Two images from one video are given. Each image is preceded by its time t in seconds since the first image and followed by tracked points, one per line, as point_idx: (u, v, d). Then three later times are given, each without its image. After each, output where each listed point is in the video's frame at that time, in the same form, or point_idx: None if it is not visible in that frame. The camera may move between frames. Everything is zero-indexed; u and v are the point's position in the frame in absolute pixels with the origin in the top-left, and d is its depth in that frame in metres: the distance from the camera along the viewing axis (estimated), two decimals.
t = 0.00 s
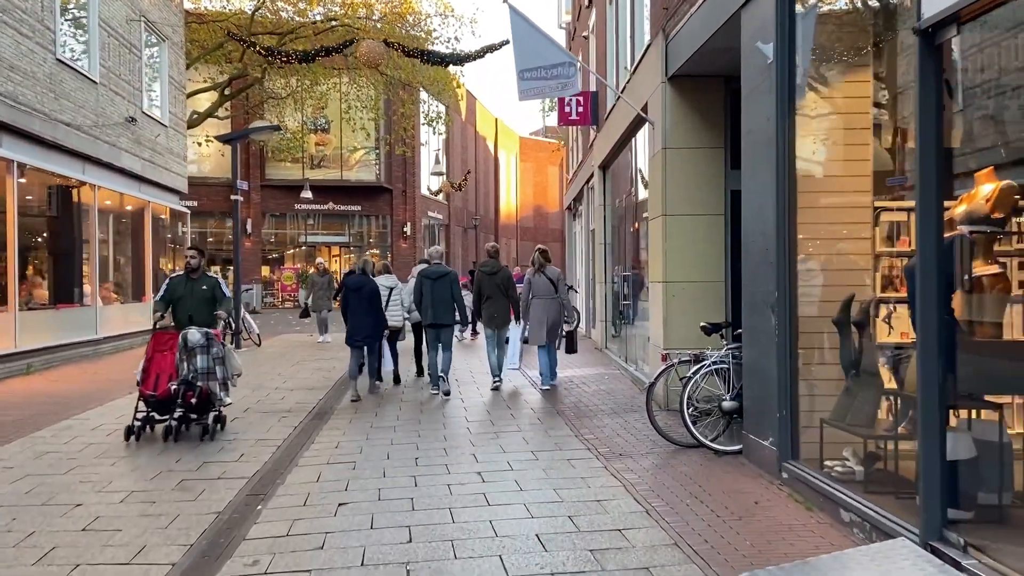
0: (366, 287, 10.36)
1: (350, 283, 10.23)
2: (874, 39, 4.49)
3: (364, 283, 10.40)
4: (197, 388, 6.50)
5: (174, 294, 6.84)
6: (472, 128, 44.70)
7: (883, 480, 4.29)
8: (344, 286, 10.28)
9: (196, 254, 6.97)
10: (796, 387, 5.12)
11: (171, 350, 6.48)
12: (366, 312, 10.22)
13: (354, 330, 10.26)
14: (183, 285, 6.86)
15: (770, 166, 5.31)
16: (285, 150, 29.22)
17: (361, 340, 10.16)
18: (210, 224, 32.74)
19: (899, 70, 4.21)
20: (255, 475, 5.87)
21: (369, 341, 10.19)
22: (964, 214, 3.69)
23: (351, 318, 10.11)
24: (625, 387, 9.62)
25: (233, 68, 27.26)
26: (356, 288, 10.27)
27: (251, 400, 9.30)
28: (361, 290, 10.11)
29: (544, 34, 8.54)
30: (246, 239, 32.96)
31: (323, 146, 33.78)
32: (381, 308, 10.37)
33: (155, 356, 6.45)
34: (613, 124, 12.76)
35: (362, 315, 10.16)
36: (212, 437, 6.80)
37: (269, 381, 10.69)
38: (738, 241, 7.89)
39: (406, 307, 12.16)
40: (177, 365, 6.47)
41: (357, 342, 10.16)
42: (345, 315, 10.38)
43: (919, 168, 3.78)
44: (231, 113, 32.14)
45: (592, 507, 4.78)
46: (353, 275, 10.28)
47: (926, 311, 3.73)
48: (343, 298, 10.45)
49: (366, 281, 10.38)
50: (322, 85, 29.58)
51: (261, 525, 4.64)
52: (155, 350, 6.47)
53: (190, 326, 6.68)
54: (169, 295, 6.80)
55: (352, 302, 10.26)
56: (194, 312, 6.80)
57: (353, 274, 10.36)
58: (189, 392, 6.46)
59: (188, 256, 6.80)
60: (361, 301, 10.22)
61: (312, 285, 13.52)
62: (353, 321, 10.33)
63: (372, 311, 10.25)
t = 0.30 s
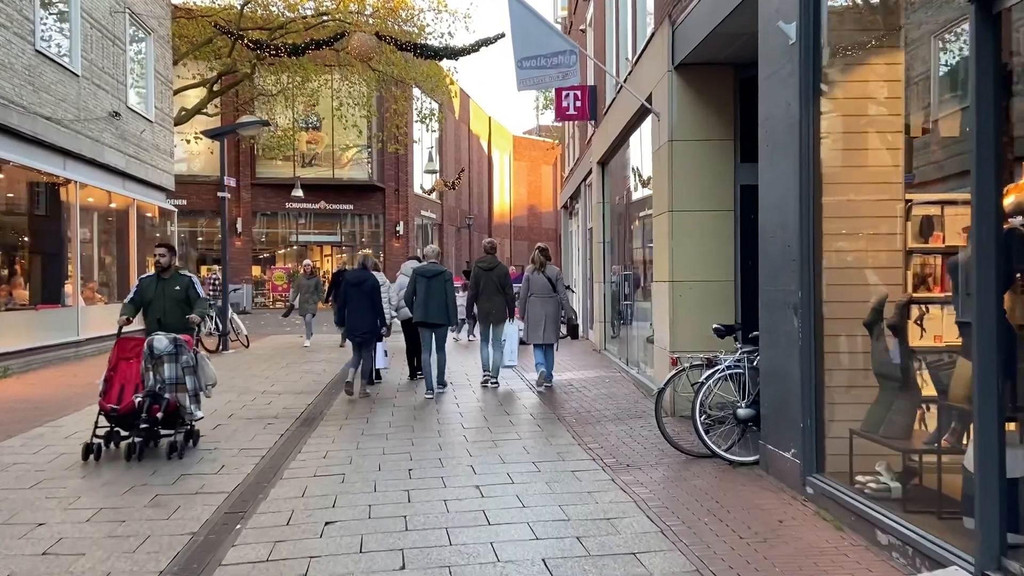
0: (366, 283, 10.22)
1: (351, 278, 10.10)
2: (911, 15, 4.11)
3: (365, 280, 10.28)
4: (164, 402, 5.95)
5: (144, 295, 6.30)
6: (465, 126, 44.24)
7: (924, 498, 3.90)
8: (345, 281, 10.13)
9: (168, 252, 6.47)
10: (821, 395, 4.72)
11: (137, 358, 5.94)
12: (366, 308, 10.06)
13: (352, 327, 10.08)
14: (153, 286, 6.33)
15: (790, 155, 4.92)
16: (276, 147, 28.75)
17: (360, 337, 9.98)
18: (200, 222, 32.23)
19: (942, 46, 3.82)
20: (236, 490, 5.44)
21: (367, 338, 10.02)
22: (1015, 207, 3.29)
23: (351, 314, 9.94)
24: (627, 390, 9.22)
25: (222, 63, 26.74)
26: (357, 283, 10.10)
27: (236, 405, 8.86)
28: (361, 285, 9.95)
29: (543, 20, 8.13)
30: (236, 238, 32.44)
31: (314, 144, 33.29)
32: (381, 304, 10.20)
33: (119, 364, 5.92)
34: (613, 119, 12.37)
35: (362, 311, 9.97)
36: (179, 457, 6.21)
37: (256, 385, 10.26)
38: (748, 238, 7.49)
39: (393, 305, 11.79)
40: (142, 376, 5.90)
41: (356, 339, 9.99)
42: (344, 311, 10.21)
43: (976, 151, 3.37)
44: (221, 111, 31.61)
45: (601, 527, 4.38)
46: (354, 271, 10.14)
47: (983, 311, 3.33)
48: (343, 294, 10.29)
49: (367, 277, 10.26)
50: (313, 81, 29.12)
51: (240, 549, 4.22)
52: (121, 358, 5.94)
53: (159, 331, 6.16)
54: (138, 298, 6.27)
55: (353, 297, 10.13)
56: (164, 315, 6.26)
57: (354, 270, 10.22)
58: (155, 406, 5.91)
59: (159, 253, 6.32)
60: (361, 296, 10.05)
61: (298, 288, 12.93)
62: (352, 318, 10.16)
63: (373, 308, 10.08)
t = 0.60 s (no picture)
0: (360, 282, 10.00)
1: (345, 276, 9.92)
2: None
3: (359, 278, 10.08)
4: (118, 412, 5.30)
5: (93, 294, 5.65)
6: (457, 125, 43.79)
7: (965, 512, 3.51)
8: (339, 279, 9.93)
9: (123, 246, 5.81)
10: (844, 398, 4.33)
11: (88, 363, 5.31)
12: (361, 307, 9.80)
13: (347, 327, 9.82)
14: (104, 283, 5.68)
15: (809, 137, 4.54)
16: (265, 144, 28.24)
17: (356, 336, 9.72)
18: (187, 221, 31.67)
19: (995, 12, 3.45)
20: (208, 503, 5.01)
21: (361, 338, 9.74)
22: None
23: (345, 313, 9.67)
24: (626, 392, 8.82)
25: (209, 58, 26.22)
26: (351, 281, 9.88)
27: (215, 408, 8.41)
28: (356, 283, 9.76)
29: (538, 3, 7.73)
30: (224, 237, 31.89)
31: (304, 142, 32.78)
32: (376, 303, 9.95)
33: (68, 371, 5.28)
34: (609, 111, 11.98)
35: (355, 310, 9.70)
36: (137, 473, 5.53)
37: (238, 387, 9.82)
38: (754, 231, 7.12)
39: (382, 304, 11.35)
40: (93, 384, 5.24)
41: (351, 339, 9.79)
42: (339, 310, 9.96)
43: None
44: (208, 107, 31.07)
45: (606, 544, 3.98)
46: (349, 270, 9.93)
47: None
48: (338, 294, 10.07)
49: (361, 275, 10.04)
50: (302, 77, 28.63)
51: (206, 571, 3.80)
52: (69, 364, 5.31)
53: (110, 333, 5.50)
54: (87, 297, 5.62)
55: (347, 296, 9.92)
56: (117, 315, 5.60)
57: (348, 269, 10.00)
58: (108, 416, 5.25)
59: (109, 247, 5.65)
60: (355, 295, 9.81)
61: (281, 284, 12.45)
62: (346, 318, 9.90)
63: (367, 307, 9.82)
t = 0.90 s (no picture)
0: (351, 282, 9.97)
1: (335, 277, 9.86)
2: None
3: (348, 279, 10.01)
4: (58, 439, 4.74)
5: (37, 303, 5.18)
6: (448, 124, 43.28)
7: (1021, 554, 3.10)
8: (329, 281, 9.89)
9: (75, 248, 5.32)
10: (875, 419, 3.92)
11: (25, 385, 4.85)
12: (353, 307, 9.82)
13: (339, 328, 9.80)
14: (48, 291, 5.20)
15: (832, 133, 4.13)
16: (252, 142, 27.72)
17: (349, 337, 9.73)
18: (173, 221, 31.11)
19: None
20: (172, 534, 4.56)
21: (354, 339, 9.75)
22: None
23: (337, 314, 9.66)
24: (625, 402, 8.41)
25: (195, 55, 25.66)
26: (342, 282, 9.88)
27: (192, 421, 7.96)
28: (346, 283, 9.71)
29: None
30: (211, 237, 31.33)
31: (292, 140, 32.24)
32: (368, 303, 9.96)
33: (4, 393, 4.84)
34: (605, 109, 11.58)
35: (348, 311, 9.72)
36: (79, 511, 4.82)
37: (219, 396, 9.37)
38: (763, 234, 6.72)
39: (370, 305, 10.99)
40: (30, 407, 4.77)
41: (343, 340, 9.72)
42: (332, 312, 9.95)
43: None
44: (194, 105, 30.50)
45: None
46: (340, 271, 9.93)
47: None
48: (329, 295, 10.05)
49: (352, 276, 9.97)
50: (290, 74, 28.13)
51: None
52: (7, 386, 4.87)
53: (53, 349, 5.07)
54: (30, 306, 5.16)
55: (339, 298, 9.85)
56: (62, 327, 5.17)
57: (338, 269, 9.93)
58: (46, 445, 4.72)
59: (58, 252, 5.16)
60: (347, 296, 9.81)
61: (259, 290, 11.85)
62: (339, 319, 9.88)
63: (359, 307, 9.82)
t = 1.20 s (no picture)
0: (347, 283, 9.64)
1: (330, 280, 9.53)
2: None
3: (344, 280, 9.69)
4: None
5: None
6: (440, 122, 42.82)
7: None
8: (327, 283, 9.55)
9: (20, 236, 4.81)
10: (915, 430, 3.54)
11: None
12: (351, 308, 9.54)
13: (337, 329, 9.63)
14: None
15: (865, 114, 3.74)
16: (241, 140, 27.24)
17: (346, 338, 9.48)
18: (161, 219, 30.55)
19: None
20: (137, 556, 4.14)
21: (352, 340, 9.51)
22: None
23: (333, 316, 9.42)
24: (626, 405, 8.01)
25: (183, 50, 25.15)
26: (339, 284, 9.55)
27: (170, 427, 7.52)
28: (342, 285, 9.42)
29: None
30: (199, 236, 30.78)
31: (282, 138, 31.74)
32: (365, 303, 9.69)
33: None
34: (603, 101, 11.18)
35: (345, 312, 9.45)
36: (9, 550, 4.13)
37: (200, 400, 8.92)
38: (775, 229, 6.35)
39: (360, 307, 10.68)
40: None
41: (340, 342, 9.51)
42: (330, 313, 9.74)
43: None
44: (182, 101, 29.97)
45: None
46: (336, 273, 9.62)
47: None
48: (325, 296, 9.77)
49: (348, 276, 9.64)
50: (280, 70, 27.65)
51: None
52: None
53: None
54: None
55: (335, 300, 9.57)
56: (5, 327, 4.73)
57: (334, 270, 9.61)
58: None
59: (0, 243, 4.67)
60: (344, 297, 9.50)
61: (238, 285, 11.40)
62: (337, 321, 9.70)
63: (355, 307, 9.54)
